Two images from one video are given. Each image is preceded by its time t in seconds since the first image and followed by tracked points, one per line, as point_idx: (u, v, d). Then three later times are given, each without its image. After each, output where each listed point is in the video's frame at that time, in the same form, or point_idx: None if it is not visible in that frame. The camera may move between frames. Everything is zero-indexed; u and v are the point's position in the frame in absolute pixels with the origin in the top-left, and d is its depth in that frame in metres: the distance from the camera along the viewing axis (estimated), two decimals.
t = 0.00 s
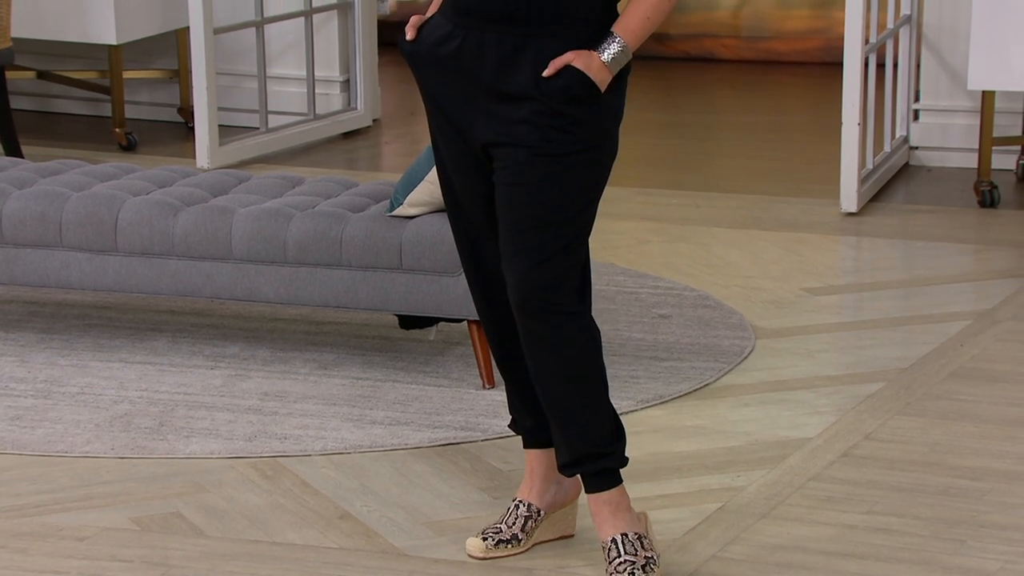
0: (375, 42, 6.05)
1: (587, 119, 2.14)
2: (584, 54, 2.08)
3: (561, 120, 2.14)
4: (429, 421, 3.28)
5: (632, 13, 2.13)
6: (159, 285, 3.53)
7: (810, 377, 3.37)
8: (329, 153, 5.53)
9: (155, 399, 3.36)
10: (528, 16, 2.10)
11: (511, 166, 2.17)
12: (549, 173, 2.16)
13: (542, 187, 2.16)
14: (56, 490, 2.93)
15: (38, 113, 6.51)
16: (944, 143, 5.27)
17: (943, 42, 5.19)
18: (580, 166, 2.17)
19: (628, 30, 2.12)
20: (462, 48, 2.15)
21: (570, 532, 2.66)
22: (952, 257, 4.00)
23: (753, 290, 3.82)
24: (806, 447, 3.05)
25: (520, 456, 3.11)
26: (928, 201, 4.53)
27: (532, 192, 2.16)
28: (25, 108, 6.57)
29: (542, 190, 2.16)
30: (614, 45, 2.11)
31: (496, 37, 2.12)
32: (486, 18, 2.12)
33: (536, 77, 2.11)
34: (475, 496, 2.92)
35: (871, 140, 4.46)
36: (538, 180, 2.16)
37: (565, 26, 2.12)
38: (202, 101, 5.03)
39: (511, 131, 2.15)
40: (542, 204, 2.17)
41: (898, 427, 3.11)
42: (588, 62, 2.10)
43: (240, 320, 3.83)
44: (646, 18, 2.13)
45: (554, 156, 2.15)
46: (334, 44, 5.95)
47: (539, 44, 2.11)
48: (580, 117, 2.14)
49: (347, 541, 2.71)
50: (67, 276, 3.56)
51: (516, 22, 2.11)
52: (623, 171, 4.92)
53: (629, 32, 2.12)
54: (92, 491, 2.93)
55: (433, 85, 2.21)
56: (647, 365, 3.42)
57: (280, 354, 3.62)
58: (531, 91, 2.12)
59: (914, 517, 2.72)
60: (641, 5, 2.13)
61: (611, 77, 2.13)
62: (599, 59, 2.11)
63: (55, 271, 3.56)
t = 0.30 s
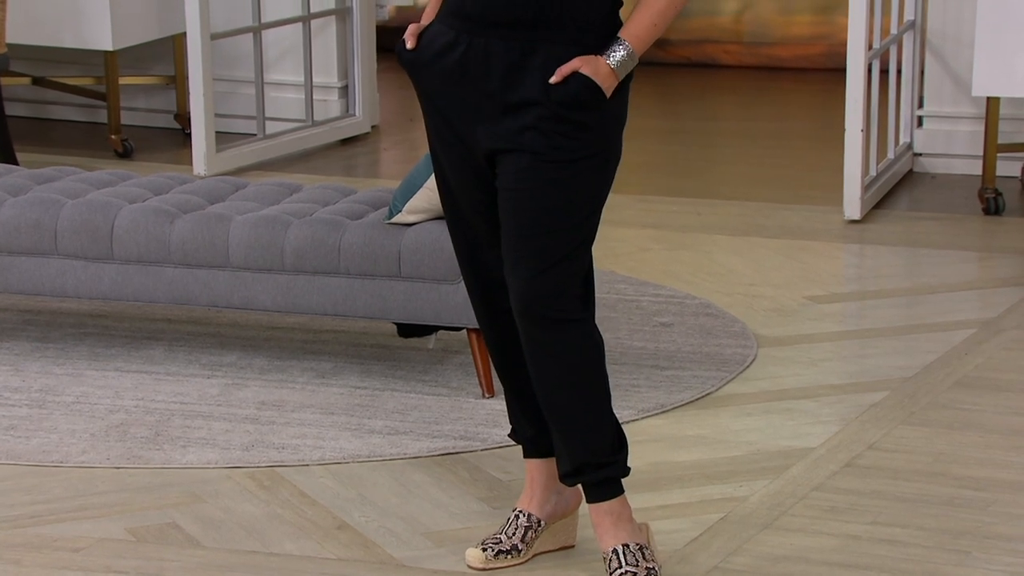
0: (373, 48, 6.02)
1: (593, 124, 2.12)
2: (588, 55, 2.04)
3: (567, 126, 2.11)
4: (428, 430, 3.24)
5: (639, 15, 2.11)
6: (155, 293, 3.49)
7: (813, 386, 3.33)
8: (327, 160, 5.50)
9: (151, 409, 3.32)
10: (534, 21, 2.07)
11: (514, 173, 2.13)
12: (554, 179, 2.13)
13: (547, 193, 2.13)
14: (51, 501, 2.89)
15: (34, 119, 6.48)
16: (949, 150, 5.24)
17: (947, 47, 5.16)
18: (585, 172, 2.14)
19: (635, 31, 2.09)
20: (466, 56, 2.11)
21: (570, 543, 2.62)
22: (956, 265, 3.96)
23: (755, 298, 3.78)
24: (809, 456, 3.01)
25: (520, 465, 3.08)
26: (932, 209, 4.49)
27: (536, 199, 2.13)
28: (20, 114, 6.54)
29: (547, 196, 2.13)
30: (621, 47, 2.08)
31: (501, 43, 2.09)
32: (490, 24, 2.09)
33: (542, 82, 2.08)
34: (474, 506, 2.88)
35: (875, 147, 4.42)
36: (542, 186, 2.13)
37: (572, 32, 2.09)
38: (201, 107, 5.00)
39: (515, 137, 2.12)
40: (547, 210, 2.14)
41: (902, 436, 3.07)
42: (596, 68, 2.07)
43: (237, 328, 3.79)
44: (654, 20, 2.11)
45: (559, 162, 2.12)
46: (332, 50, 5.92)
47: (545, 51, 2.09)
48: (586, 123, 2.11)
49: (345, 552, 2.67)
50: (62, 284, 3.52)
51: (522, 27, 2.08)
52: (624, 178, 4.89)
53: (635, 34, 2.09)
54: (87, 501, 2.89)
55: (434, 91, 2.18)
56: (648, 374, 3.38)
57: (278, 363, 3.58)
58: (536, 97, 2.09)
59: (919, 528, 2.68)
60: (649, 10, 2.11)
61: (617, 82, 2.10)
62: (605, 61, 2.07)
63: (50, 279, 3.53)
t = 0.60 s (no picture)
0: (370, 54, 5.99)
1: (601, 131, 2.09)
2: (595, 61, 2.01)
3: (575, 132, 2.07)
4: (426, 440, 3.21)
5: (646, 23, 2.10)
6: (151, 301, 3.45)
7: (816, 395, 3.29)
8: (324, 167, 5.46)
9: (147, 418, 3.28)
10: (542, 28, 2.04)
11: (519, 179, 2.09)
12: (560, 186, 2.09)
13: (552, 200, 2.09)
14: (45, 512, 2.85)
15: (28, 126, 6.44)
16: (952, 158, 5.21)
17: (950, 53, 5.12)
18: (591, 179, 2.11)
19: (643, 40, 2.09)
20: (474, 61, 2.08)
21: (570, 555, 2.58)
22: (960, 273, 3.92)
23: (757, 307, 3.75)
24: (811, 467, 2.98)
25: (520, 476, 3.04)
26: (936, 216, 4.46)
27: (541, 206, 2.09)
28: (14, 121, 6.51)
29: (552, 204, 2.09)
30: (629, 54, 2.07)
31: (509, 48, 2.06)
32: (497, 30, 2.05)
33: (551, 88, 2.05)
34: (473, 517, 2.84)
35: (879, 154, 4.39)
36: (548, 194, 2.09)
37: (581, 39, 2.06)
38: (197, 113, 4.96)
39: (522, 143, 2.08)
40: (552, 218, 2.10)
41: (905, 446, 3.03)
42: (607, 74, 2.05)
43: (233, 337, 3.75)
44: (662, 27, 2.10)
45: (566, 168, 2.08)
46: (330, 56, 5.89)
47: (554, 57, 2.05)
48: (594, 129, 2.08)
49: (342, 563, 2.63)
50: (57, 292, 3.49)
51: (531, 34, 2.05)
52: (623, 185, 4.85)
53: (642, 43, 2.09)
54: (81, 513, 2.85)
55: (436, 98, 2.14)
56: (649, 384, 3.35)
57: (274, 372, 3.54)
58: (544, 104, 2.05)
59: (923, 539, 2.65)
60: (656, 17, 2.10)
61: (627, 89, 2.09)
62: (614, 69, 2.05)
63: (44, 287, 3.49)
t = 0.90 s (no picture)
0: (367, 59, 5.94)
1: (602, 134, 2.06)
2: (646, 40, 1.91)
3: (576, 136, 2.04)
4: (424, 451, 3.16)
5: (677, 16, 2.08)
6: (145, 310, 3.41)
7: (819, 406, 3.25)
8: (321, 175, 5.41)
9: (140, 429, 3.24)
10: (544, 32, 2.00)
11: (518, 185, 2.05)
12: (560, 190, 2.05)
13: (552, 206, 2.05)
14: (36, 524, 2.81)
15: (20, 133, 6.40)
16: (956, 165, 5.16)
17: (954, 59, 5.08)
18: (592, 184, 2.07)
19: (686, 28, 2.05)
20: (472, 65, 2.04)
21: (570, 566, 2.54)
22: (964, 282, 3.88)
23: (759, 315, 3.70)
24: (814, 478, 2.93)
25: (518, 487, 2.99)
26: (940, 224, 4.41)
27: (540, 212, 2.05)
28: (6, 127, 6.46)
29: (552, 209, 2.05)
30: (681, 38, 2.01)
31: (509, 51, 2.02)
32: (498, 33, 2.02)
33: (552, 91, 2.02)
34: (471, 529, 2.79)
35: (882, 161, 4.34)
36: (548, 198, 2.05)
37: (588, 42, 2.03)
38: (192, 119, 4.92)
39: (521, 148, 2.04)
40: (552, 223, 2.06)
41: (909, 457, 2.99)
42: (636, 71, 2.05)
43: (228, 346, 3.70)
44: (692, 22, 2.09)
45: (566, 173, 2.05)
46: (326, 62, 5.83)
47: (556, 61, 2.01)
48: (595, 134, 2.05)
49: None
50: (49, 301, 3.44)
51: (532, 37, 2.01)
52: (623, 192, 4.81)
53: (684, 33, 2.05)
54: (73, 525, 2.81)
55: (433, 103, 2.10)
56: (650, 394, 3.30)
57: (270, 382, 3.49)
58: (546, 106, 2.02)
59: (927, 552, 2.60)
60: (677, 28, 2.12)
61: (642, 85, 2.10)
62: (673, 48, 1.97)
63: (36, 296, 3.45)
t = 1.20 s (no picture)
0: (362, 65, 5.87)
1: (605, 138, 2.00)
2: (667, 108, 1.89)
3: (577, 140, 1.98)
4: (420, 463, 3.10)
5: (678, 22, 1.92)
6: (135, 320, 3.35)
7: (822, 417, 3.19)
8: (315, 182, 5.36)
9: (131, 441, 3.18)
10: (544, 33, 1.95)
11: (517, 190, 2.00)
12: (561, 196, 2.00)
13: (553, 211, 2.00)
14: (24, 538, 2.75)
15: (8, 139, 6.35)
16: (961, 172, 5.11)
17: (959, 65, 5.02)
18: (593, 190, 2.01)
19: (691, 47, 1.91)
20: (471, 66, 1.99)
21: None
22: (970, 291, 3.82)
23: (761, 325, 3.64)
24: (817, 490, 2.87)
25: (516, 499, 2.93)
26: (945, 232, 4.36)
27: (541, 217, 2.00)
28: None
29: (553, 215, 2.00)
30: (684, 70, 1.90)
31: (509, 53, 1.97)
32: (498, 35, 1.97)
33: (553, 94, 1.96)
34: (468, 542, 2.73)
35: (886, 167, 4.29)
36: (548, 204, 1.99)
37: (589, 43, 1.97)
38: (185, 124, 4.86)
39: (521, 152, 1.98)
40: (552, 230, 2.00)
41: (914, 469, 2.93)
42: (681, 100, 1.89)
43: (221, 356, 3.64)
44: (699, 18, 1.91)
45: (567, 178, 1.99)
46: (321, 67, 5.77)
47: (556, 64, 1.96)
48: (597, 138, 1.99)
49: None
50: (38, 310, 3.38)
51: (532, 38, 1.96)
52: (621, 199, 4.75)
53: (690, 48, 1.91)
54: (62, 539, 2.75)
55: (433, 106, 2.05)
56: (650, 405, 3.24)
57: (263, 393, 3.43)
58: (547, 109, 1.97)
59: (932, 566, 2.54)
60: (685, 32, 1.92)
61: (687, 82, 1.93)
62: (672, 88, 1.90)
63: (25, 305, 3.39)
